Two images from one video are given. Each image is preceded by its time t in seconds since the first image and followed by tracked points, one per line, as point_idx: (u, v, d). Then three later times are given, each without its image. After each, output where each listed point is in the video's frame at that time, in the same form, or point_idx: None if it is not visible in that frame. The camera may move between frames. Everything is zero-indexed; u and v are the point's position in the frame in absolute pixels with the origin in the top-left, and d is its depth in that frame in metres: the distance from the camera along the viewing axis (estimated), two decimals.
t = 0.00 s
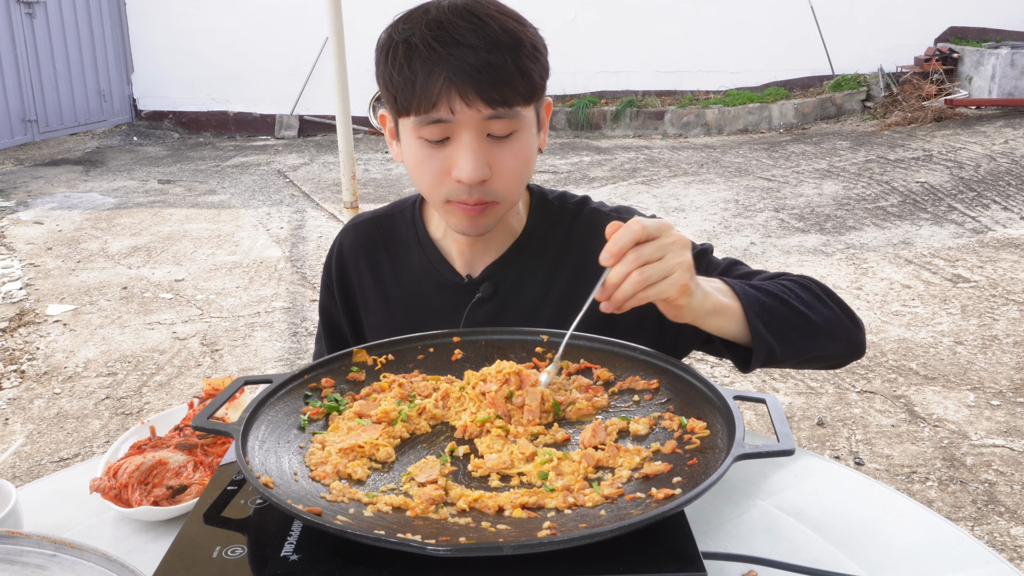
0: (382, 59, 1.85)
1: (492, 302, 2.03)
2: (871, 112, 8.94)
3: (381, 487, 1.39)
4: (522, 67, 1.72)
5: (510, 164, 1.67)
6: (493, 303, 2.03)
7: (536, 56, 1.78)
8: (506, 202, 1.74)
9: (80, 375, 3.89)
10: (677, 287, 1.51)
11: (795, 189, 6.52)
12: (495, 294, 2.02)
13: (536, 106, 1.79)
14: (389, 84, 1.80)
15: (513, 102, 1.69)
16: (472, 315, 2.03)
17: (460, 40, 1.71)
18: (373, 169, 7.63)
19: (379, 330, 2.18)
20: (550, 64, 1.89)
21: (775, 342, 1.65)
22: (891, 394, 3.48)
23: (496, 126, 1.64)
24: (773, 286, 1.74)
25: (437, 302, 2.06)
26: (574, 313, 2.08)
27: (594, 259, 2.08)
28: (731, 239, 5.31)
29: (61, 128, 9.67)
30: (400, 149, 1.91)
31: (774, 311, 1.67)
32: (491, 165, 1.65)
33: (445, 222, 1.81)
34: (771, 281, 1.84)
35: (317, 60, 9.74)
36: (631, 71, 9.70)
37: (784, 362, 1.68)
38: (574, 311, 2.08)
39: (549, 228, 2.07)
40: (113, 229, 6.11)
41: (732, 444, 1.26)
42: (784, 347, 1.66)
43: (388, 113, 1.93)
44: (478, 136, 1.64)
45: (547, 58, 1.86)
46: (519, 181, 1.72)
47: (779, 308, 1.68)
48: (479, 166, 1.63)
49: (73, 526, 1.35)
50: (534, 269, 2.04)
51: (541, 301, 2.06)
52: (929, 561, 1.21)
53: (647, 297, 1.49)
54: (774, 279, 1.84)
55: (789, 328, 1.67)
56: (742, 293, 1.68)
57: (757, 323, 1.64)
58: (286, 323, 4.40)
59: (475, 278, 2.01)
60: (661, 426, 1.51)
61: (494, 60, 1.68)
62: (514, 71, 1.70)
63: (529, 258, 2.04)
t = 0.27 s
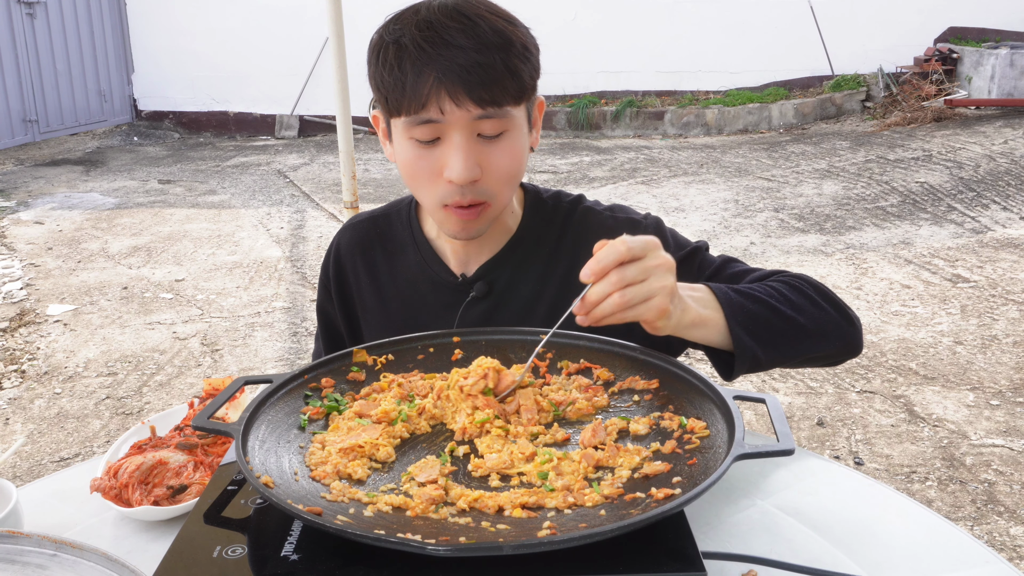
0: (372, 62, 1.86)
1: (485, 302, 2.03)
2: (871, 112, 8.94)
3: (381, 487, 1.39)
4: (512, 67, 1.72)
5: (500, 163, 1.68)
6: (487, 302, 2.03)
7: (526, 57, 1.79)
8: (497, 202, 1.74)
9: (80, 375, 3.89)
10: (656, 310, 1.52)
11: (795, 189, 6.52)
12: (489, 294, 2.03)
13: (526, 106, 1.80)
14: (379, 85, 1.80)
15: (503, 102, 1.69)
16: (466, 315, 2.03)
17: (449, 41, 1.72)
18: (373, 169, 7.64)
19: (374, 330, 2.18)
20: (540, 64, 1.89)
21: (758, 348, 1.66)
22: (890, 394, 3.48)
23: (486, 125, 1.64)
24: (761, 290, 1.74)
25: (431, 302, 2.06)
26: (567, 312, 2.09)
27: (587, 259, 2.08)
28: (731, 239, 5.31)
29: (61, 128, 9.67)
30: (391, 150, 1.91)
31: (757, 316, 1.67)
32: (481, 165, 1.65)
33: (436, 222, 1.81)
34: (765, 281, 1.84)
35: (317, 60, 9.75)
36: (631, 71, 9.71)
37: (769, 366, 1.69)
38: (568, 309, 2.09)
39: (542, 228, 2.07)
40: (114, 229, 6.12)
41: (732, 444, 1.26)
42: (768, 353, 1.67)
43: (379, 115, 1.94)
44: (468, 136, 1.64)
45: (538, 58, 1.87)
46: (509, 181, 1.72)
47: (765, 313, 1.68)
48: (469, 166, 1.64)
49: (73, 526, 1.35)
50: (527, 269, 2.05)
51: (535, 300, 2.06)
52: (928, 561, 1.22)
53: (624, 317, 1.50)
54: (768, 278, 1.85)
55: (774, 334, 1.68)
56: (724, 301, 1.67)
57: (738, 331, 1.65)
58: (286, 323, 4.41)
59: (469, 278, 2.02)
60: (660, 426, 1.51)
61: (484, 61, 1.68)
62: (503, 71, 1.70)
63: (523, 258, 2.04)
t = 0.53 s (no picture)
0: (367, 62, 1.86)
1: (483, 302, 2.02)
2: (871, 112, 8.93)
3: (381, 487, 1.39)
4: (506, 66, 1.72)
5: (495, 162, 1.67)
6: (485, 302, 2.03)
7: (521, 56, 1.78)
8: (492, 200, 1.74)
9: (80, 375, 3.89)
10: (635, 332, 1.54)
11: (795, 189, 6.52)
12: (487, 293, 2.02)
13: (521, 104, 1.79)
14: (374, 85, 1.81)
15: (497, 101, 1.69)
16: (464, 314, 2.03)
17: (443, 40, 1.72)
18: (373, 169, 7.63)
19: (372, 330, 2.18)
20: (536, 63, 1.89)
21: (747, 349, 1.66)
22: (890, 394, 3.48)
23: (480, 124, 1.64)
24: (753, 286, 1.73)
25: (429, 302, 2.06)
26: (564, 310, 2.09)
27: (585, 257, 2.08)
28: (731, 239, 5.31)
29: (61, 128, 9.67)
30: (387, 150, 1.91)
31: (747, 315, 1.67)
32: (475, 164, 1.65)
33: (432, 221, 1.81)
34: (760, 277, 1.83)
35: (317, 60, 9.74)
36: (631, 71, 9.70)
37: (758, 366, 1.69)
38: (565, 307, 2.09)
39: (539, 226, 2.07)
40: (113, 229, 6.11)
41: (732, 444, 1.26)
42: (758, 352, 1.67)
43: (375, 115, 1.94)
44: (462, 135, 1.64)
45: (533, 57, 1.86)
46: (504, 180, 1.71)
47: (755, 312, 1.67)
48: (463, 165, 1.63)
49: (73, 526, 1.35)
50: (525, 268, 2.05)
51: (533, 298, 2.06)
52: (928, 561, 1.21)
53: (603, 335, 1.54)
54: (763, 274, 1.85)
55: (765, 333, 1.67)
56: (713, 302, 1.66)
57: (726, 332, 1.64)
58: (286, 323, 4.40)
59: (467, 277, 2.01)
60: (660, 426, 1.51)
61: (477, 59, 1.68)
62: (497, 70, 1.70)
63: (520, 257, 2.04)
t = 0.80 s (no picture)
0: (364, 61, 1.86)
1: (482, 300, 2.02)
2: (871, 112, 8.93)
3: (381, 487, 1.38)
4: (502, 65, 1.72)
5: (491, 161, 1.67)
6: (484, 300, 2.02)
7: (517, 54, 1.78)
8: (489, 199, 1.73)
9: (79, 375, 3.89)
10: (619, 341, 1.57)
11: (796, 189, 6.51)
12: (485, 292, 2.02)
13: (518, 103, 1.79)
14: (371, 85, 1.81)
15: (493, 99, 1.68)
16: (463, 313, 2.02)
17: (440, 39, 1.71)
18: (373, 169, 7.63)
19: (371, 330, 2.17)
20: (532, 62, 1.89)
21: (741, 337, 1.66)
22: (891, 394, 3.48)
23: (476, 123, 1.63)
24: (750, 274, 1.72)
25: (428, 301, 2.06)
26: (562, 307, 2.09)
27: (583, 254, 2.07)
28: (731, 239, 5.30)
29: (61, 128, 9.67)
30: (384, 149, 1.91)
31: (743, 304, 1.66)
32: (472, 162, 1.65)
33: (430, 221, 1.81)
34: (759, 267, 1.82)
35: (317, 60, 9.73)
36: (631, 71, 9.70)
37: (752, 355, 1.69)
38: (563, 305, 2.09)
39: (537, 223, 2.07)
40: (113, 229, 6.11)
41: (732, 444, 1.26)
42: (752, 341, 1.67)
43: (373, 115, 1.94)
44: (458, 133, 1.64)
45: (530, 56, 1.86)
46: (501, 179, 1.71)
47: (750, 299, 1.67)
48: (459, 163, 1.63)
49: (72, 526, 1.35)
50: (522, 266, 2.04)
51: (531, 296, 2.05)
52: (929, 561, 1.21)
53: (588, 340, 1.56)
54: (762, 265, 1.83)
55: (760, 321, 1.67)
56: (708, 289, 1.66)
57: (721, 321, 1.64)
58: (286, 323, 4.40)
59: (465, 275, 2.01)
60: (661, 425, 1.50)
61: (474, 58, 1.68)
62: (493, 69, 1.70)
63: (518, 254, 2.03)
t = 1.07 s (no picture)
0: (362, 59, 1.86)
1: (481, 299, 2.02)
2: (871, 112, 8.93)
3: (381, 487, 1.38)
4: (500, 63, 1.72)
5: (489, 158, 1.67)
6: (483, 299, 2.02)
7: (515, 52, 1.78)
8: (488, 196, 1.72)
9: (79, 375, 3.89)
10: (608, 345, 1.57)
11: (796, 189, 6.51)
12: (485, 290, 2.01)
13: (516, 101, 1.79)
14: (369, 82, 1.81)
15: (491, 97, 1.69)
16: (462, 312, 2.02)
17: (437, 36, 1.72)
18: (373, 169, 7.63)
19: (370, 330, 2.17)
20: (530, 60, 1.89)
21: (737, 334, 1.67)
22: (891, 394, 3.48)
23: (474, 119, 1.63)
24: (750, 272, 1.72)
25: (428, 300, 2.06)
26: (561, 305, 2.09)
27: (581, 252, 2.07)
28: (731, 239, 5.30)
29: (61, 129, 9.67)
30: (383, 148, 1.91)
31: (741, 302, 1.67)
32: (469, 159, 1.65)
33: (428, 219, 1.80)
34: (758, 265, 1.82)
35: (316, 60, 9.73)
36: (631, 71, 9.70)
37: (749, 352, 1.70)
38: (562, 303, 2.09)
39: (536, 222, 2.07)
40: (113, 229, 6.11)
41: (732, 444, 1.26)
42: (749, 338, 1.68)
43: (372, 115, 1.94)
44: (456, 130, 1.64)
45: (528, 55, 1.86)
46: (499, 176, 1.70)
47: (749, 297, 1.67)
48: (457, 160, 1.63)
49: (72, 526, 1.35)
50: (521, 265, 2.04)
51: (530, 296, 2.06)
52: (929, 561, 1.21)
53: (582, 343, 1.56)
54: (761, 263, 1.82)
55: (758, 320, 1.67)
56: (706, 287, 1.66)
57: (718, 319, 1.65)
58: (286, 323, 4.40)
59: (465, 275, 2.00)
60: (661, 426, 1.50)
61: (472, 55, 1.68)
62: (490, 66, 1.70)
63: (517, 253, 2.04)
